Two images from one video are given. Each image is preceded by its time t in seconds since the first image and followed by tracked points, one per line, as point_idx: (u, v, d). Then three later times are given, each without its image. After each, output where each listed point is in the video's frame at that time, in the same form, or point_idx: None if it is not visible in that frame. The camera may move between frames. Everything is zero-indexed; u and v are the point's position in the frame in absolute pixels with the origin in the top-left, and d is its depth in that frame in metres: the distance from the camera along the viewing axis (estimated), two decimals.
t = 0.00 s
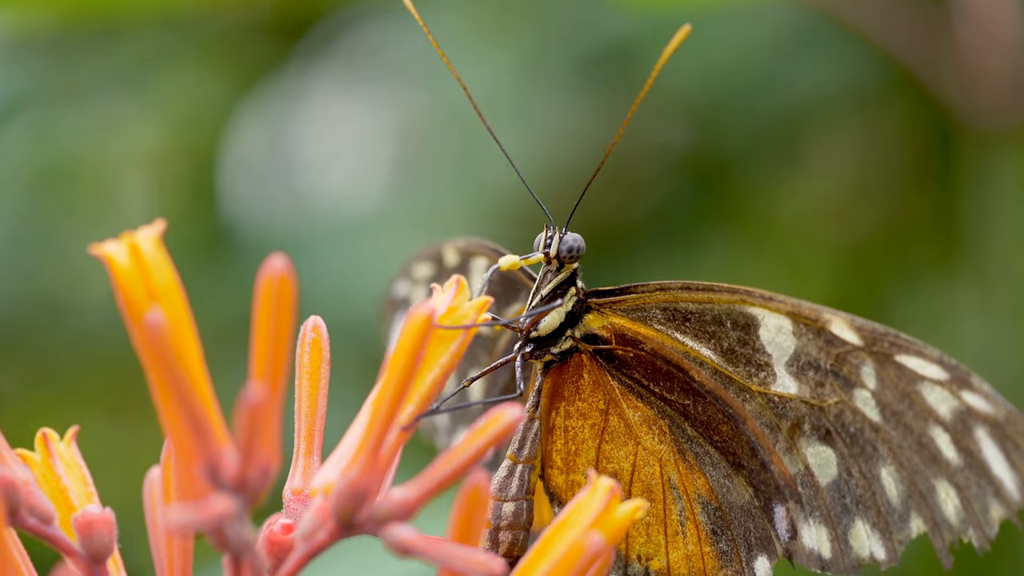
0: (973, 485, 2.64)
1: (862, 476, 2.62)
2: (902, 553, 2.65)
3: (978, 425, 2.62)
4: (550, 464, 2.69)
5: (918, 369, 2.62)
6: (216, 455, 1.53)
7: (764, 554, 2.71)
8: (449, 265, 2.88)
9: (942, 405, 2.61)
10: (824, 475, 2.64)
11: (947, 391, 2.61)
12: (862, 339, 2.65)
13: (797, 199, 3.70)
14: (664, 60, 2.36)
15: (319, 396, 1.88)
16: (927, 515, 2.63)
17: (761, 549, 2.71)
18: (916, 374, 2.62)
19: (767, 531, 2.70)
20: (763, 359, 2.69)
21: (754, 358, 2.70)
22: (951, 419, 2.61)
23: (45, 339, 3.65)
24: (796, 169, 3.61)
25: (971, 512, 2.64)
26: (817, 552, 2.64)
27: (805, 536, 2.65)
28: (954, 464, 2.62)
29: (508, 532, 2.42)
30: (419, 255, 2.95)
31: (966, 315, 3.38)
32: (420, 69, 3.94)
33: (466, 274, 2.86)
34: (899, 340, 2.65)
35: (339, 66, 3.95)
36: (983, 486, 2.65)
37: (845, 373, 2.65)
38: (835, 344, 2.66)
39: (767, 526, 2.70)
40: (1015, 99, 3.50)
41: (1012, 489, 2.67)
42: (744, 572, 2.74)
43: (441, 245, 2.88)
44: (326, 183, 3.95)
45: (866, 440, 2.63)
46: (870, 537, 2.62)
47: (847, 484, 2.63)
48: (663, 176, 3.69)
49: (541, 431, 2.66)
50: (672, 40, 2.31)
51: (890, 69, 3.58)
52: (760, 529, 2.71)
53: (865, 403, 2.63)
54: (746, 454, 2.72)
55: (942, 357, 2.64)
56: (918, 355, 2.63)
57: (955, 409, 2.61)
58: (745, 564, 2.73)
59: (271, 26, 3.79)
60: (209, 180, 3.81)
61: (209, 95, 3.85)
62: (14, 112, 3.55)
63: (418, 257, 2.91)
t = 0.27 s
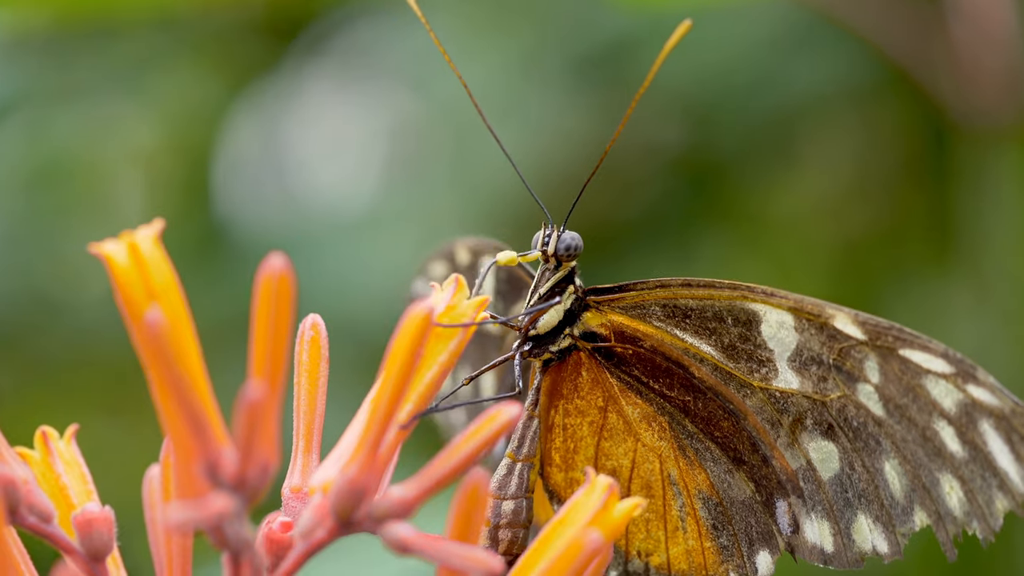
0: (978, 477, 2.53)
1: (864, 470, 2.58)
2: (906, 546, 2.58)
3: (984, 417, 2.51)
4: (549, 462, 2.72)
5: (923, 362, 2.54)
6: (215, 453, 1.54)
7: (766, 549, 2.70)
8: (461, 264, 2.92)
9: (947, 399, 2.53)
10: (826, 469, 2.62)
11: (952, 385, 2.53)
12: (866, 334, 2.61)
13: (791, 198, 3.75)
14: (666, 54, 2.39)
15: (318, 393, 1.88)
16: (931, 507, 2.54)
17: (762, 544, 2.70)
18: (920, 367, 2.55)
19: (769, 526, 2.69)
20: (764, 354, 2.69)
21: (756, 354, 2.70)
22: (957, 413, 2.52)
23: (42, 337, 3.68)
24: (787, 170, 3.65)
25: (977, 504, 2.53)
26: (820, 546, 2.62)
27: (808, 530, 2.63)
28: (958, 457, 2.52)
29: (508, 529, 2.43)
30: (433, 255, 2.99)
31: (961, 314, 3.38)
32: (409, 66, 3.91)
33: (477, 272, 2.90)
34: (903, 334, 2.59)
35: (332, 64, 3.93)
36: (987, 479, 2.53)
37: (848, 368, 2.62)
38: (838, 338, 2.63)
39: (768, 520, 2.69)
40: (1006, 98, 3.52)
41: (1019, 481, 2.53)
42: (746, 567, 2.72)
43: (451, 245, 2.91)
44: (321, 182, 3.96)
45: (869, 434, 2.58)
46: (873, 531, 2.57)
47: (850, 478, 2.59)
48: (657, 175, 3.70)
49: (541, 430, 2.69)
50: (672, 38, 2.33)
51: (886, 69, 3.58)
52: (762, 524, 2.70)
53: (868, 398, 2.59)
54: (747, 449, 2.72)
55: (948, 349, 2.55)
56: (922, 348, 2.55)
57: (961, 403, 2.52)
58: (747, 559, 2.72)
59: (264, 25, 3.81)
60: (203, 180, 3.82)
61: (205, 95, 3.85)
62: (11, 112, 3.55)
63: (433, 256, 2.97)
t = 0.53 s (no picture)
0: (968, 475, 2.56)
1: (854, 467, 2.59)
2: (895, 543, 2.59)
3: (975, 416, 2.55)
4: (536, 459, 2.70)
5: (915, 361, 2.56)
6: (205, 449, 1.53)
7: (754, 545, 2.71)
8: (459, 259, 2.93)
9: (938, 398, 2.55)
10: (815, 466, 2.63)
11: (943, 384, 2.56)
12: (857, 333, 2.62)
13: (783, 196, 3.74)
14: (654, 53, 2.39)
15: (307, 390, 1.88)
16: (920, 505, 2.56)
17: (750, 540, 2.72)
18: (911, 366, 2.57)
19: (757, 523, 2.71)
20: (755, 353, 2.69)
21: (745, 352, 2.71)
22: (947, 411, 2.55)
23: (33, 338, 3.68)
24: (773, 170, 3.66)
25: (966, 502, 2.55)
26: (808, 542, 2.63)
27: (796, 527, 2.64)
28: (949, 455, 2.55)
29: (495, 526, 2.44)
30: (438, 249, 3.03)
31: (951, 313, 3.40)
32: (403, 65, 3.93)
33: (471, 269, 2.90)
34: (896, 333, 2.60)
35: (325, 64, 3.93)
36: (977, 477, 2.56)
37: (839, 366, 2.63)
38: (829, 337, 2.64)
39: (756, 517, 2.71)
40: (1000, 98, 3.52)
41: (1009, 479, 2.57)
42: (733, 563, 2.73)
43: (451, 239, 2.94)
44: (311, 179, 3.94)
45: (859, 432, 2.59)
46: (862, 528, 2.58)
47: (839, 475, 2.60)
48: (648, 172, 3.67)
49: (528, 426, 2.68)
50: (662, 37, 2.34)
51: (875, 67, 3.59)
52: (750, 520, 2.72)
53: (859, 396, 2.60)
54: (736, 446, 2.73)
55: (940, 349, 2.58)
56: (914, 347, 2.57)
57: (952, 402, 2.55)
58: (734, 555, 2.73)
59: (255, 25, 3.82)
60: (192, 178, 3.80)
61: (195, 95, 3.86)
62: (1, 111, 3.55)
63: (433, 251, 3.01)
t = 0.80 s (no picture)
0: (960, 482, 2.54)
1: (846, 470, 2.60)
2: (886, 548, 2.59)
3: (967, 423, 2.53)
4: (531, 457, 2.71)
5: (906, 366, 2.57)
6: (199, 446, 1.54)
7: (746, 547, 2.71)
8: (455, 256, 2.92)
9: (930, 403, 2.55)
10: (807, 469, 2.64)
11: (935, 390, 2.56)
12: (850, 337, 2.63)
13: (773, 194, 3.79)
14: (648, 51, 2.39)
15: (301, 389, 1.88)
16: (912, 510, 2.56)
17: (743, 542, 2.71)
18: (903, 371, 2.57)
19: (750, 525, 2.71)
20: (748, 355, 2.71)
21: (739, 354, 2.72)
22: (940, 417, 2.54)
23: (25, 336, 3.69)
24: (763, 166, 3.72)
25: (958, 508, 2.54)
26: (800, 546, 2.63)
27: (788, 529, 2.65)
28: (942, 461, 2.54)
29: (489, 524, 2.43)
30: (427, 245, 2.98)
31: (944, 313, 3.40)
32: (394, 62, 3.97)
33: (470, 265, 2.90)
34: (888, 338, 2.61)
35: (314, 62, 3.95)
36: (969, 483, 2.54)
37: (832, 370, 2.63)
38: (822, 341, 2.65)
39: (750, 519, 2.71)
40: (992, 95, 3.52)
41: (1002, 486, 2.55)
42: (725, 564, 2.74)
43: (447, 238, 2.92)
44: (302, 178, 3.94)
45: (851, 436, 2.59)
46: (853, 532, 2.58)
47: (831, 479, 2.61)
48: (640, 173, 3.67)
49: (523, 424, 2.68)
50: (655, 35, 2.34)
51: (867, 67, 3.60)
52: (742, 523, 2.72)
53: (851, 400, 2.60)
54: (729, 448, 2.73)
55: (932, 354, 2.58)
56: (906, 352, 2.58)
57: (944, 408, 2.54)
58: (727, 557, 2.73)
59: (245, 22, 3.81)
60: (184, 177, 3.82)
61: (185, 93, 3.85)
62: None
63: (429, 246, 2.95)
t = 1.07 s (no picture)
0: (941, 491, 2.69)
1: (833, 476, 2.67)
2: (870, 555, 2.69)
3: (949, 431, 2.67)
4: (526, 454, 2.70)
5: (892, 372, 2.67)
6: (193, 446, 1.53)
7: (735, 551, 2.74)
8: (422, 251, 2.93)
9: (914, 410, 2.67)
10: (796, 474, 2.69)
11: (919, 396, 2.66)
12: (838, 341, 2.69)
13: (767, 193, 3.76)
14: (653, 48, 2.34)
15: (295, 386, 1.88)
16: (895, 518, 2.67)
17: (732, 546, 2.74)
18: (889, 377, 2.67)
19: (739, 529, 2.73)
20: (739, 356, 2.73)
21: (729, 355, 2.74)
22: (922, 424, 2.66)
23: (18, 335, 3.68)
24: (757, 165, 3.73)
25: (939, 518, 2.69)
26: (787, 551, 2.68)
27: (776, 535, 2.69)
28: (923, 468, 2.67)
29: (485, 521, 2.42)
30: (391, 241, 3.00)
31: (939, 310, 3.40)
32: (392, 64, 3.93)
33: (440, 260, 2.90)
34: (874, 343, 2.70)
35: (311, 60, 3.92)
36: (951, 492, 2.69)
37: (819, 373, 2.69)
38: (811, 344, 2.70)
39: (739, 522, 2.73)
40: (988, 93, 3.53)
41: (980, 496, 2.70)
42: (715, 568, 2.77)
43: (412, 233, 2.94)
44: (297, 177, 3.95)
45: (838, 441, 2.67)
46: (839, 538, 2.67)
47: (819, 485, 2.67)
48: (634, 171, 3.68)
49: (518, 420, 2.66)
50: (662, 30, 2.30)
51: (864, 62, 3.61)
52: (732, 527, 2.74)
53: (838, 404, 2.67)
54: (720, 451, 2.75)
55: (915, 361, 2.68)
56: (892, 358, 2.67)
57: (927, 415, 2.67)
58: (716, 560, 2.76)
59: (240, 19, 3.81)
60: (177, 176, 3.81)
61: (180, 91, 3.85)
62: None
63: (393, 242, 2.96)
